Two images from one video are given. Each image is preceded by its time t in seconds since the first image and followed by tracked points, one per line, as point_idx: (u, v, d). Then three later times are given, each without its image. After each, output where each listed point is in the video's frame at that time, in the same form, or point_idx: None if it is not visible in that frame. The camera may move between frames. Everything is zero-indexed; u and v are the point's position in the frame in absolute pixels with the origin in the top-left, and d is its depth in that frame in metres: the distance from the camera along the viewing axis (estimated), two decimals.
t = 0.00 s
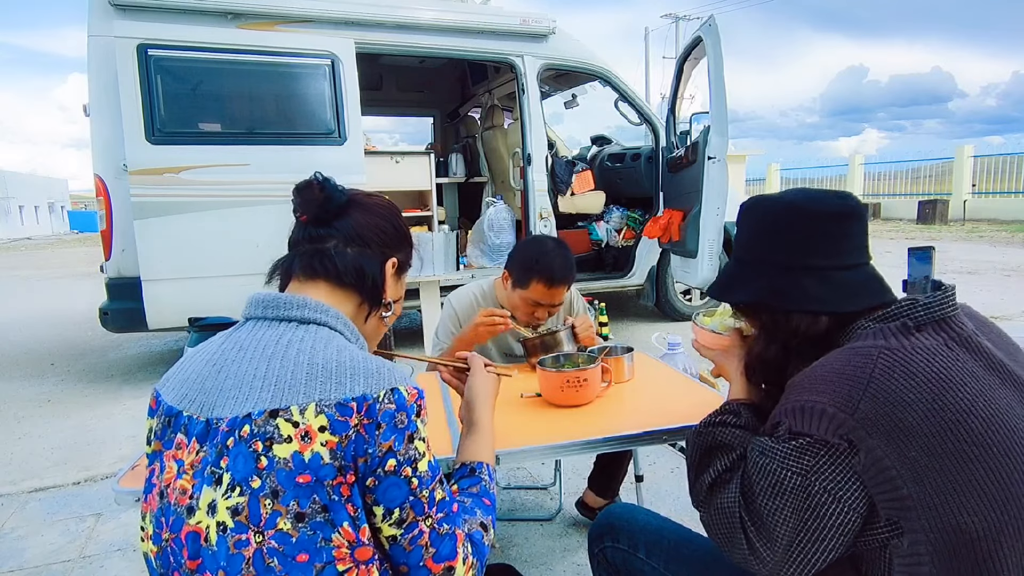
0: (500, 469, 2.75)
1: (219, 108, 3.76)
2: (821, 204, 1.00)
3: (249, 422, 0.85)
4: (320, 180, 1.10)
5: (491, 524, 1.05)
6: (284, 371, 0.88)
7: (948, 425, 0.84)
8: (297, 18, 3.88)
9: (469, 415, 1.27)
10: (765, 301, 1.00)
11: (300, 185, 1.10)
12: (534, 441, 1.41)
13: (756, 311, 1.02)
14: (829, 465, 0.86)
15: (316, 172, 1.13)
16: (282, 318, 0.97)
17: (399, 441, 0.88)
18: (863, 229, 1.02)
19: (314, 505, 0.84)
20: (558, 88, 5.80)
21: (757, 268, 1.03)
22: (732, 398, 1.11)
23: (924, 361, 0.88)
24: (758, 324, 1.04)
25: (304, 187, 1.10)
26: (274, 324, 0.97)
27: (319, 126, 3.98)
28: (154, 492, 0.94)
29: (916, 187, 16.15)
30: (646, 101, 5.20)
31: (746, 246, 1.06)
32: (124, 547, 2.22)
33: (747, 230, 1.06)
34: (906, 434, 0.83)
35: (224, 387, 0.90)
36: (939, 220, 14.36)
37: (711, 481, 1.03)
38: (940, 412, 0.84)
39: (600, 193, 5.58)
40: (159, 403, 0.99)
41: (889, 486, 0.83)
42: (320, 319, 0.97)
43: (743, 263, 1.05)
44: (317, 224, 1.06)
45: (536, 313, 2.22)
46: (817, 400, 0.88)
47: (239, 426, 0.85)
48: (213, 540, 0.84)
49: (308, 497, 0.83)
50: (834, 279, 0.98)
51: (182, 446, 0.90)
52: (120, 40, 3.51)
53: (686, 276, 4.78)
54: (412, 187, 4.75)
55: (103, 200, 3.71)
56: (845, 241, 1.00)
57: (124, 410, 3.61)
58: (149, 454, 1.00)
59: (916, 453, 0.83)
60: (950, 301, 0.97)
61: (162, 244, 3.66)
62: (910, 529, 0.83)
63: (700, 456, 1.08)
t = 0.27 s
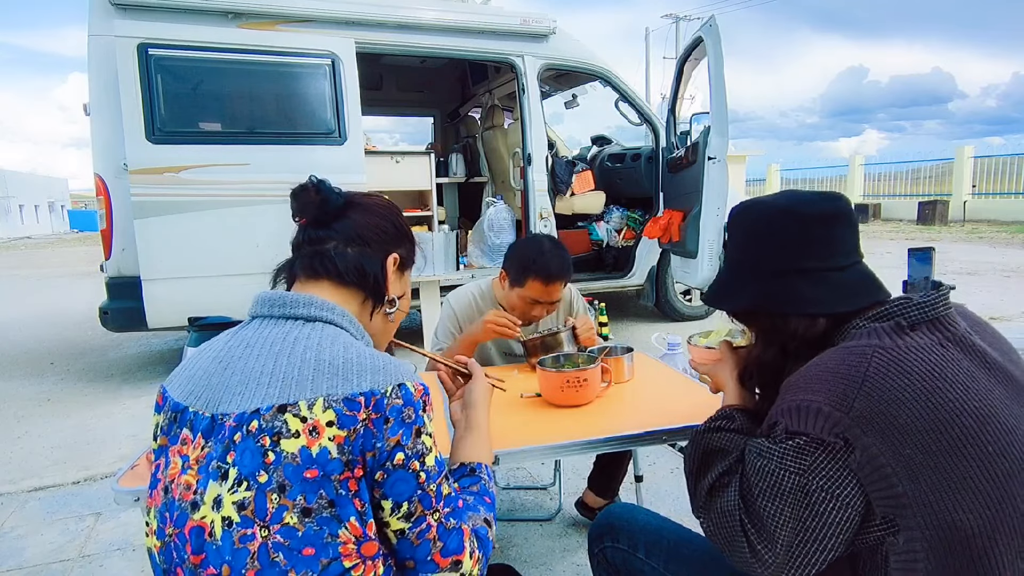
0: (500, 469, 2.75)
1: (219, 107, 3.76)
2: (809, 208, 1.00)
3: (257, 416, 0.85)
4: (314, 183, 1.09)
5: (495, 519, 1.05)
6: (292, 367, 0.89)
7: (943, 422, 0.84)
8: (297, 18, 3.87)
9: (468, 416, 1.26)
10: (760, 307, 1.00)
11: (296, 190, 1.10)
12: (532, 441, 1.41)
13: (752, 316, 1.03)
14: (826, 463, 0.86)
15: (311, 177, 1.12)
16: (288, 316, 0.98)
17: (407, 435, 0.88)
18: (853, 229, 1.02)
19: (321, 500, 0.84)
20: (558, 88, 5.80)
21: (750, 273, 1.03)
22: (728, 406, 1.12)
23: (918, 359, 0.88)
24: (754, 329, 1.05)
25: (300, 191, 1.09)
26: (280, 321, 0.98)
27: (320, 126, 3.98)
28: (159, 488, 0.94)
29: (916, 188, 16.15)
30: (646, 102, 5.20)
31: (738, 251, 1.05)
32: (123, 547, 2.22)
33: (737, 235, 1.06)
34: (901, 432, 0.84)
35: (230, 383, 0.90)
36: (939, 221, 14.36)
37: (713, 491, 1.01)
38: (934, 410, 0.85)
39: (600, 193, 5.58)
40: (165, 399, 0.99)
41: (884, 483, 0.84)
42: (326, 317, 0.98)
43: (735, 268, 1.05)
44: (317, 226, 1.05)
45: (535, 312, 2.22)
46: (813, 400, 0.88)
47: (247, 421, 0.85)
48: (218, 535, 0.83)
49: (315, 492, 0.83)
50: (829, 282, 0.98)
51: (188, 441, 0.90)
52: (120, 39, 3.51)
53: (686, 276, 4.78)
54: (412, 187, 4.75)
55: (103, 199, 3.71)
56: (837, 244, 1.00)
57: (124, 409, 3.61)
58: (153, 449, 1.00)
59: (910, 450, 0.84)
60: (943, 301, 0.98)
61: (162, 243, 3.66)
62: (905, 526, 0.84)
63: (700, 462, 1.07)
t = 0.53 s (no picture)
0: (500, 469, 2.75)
1: (219, 107, 3.76)
2: (800, 211, 1.00)
3: (268, 414, 0.85)
4: (325, 179, 1.06)
5: (497, 528, 1.05)
6: (301, 365, 0.89)
7: (929, 418, 0.84)
8: (297, 18, 3.87)
9: (483, 425, 1.26)
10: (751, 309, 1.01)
11: (307, 186, 1.07)
12: (534, 442, 1.41)
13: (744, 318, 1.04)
14: (812, 460, 0.86)
15: (323, 172, 1.09)
16: (295, 315, 0.98)
17: (413, 432, 0.88)
18: (842, 231, 1.02)
19: (329, 497, 0.84)
20: (558, 88, 5.80)
21: (741, 276, 1.03)
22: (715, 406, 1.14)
23: (902, 357, 0.89)
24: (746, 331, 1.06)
25: (310, 187, 1.06)
26: (287, 320, 0.98)
27: (320, 126, 3.98)
28: (164, 485, 0.94)
29: (916, 188, 16.15)
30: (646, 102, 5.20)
31: (729, 253, 1.06)
32: (123, 547, 2.22)
33: (730, 235, 1.06)
34: (888, 429, 0.84)
35: (239, 380, 0.90)
36: (939, 221, 14.36)
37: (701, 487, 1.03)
38: (920, 406, 0.85)
39: (600, 193, 5.58)
40: (171, 397, 0.98)
41: (872, 481, 0.83)
42: (333, 316, 0.98)
43: (727, 269, 1.06)
44: (322, 224, 1.04)
45: (531, 304, 2.22)
46: (799, 397, 0.88)
47: (257, 418, 0.85)
48: (226, 531, 0.83)
49: (324, 489, 0.84)
50: (819, 284, 0.99)
51: (195, 438, 0.90)
52: (120, 39, 3.51)
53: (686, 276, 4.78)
54: (412, 187, 4.75)
55: (103, 199, 3.71)
56: (828, 246, 1.00)
57: (124, 409, 3.61)
58: (158, 447, 1.00)
59: (897, 447, 0.83)
60: (924, 299, 0.99)
61: (162, 243, 3.66)
62: (895, 523, 0.83)
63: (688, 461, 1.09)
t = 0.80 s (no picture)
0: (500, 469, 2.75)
1: (219, 107, 3.76)
2: (818, 206, 1.03)
3: (269, 417, 0.84)
4: (334, 174, 1.06)
5: (496, 530, 1.06)
6: (303, 368, 0.88)
7: (915, 411, 0.88)
8: (297, 18, 3.87)
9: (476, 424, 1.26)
10: (753, 298, 1.07)
11: (312, 179, 1.07)
12: (535, 442, 1.41)
13: (747, 305, 1.10)
14: (798, 449, 0.90)
15: (329, 167, 1.09)
16: (298, 316, 0.97)
17: (414, 439, 0.89)
18: (858, 230, 1.05)
19: (329, 502, 0.84)
20: (558, 88, 5.80)
21: (749, 263, 1.07)
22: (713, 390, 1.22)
23: (891, 352, 0.92)
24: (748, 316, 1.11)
25: (316, 181, 1.06)
26: (290, 321, 0.97)
27: (320, 126, 3.98)
28: (165, 484, 0.94)
29: (917, 188, 16.15)
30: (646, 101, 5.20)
31: (740, 240, 1.09)
32: (123, 547, 2.22)
33: (743, 223, 1.10)
34: (874, 420, 0.88)
35: (240, 382, 0.90)
36: (939, 221, 14.36)
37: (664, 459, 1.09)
38: (906, 399, 0.89)
39: (600, 193, 5.58)
40: (172, 397, 0.98)
41: (857, 470, 0.87)
42: (335, 318, 0.98)
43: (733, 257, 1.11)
44: (329, 220, 1.04)
45: (529, 298, 2.22)
46: (787, 387, 0.92)
47: (258, 421, 0.84)
48: (226, 533, 0.83)
49: (324, 494, 0.83)
50: (823, 281, 1.03)
51: (196, 438, 0.89)
52: (120, 39, 3.51)
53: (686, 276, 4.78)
54: (412, 187, 4.75)
55: (103, 199, 3.71)
56: (841, 243, 1.03)
57: (124, 409, 3.61)
58: (160, 446, 1.00)
59: (883, 437, 0.87)
60: (920, 298, 1.03)
61: (162, 244, 3.66)
62: (884, 512, 0.87)
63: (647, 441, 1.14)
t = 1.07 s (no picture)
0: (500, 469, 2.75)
1: (220, 108, 3.76)
2: (847, 201, 1.00)
3: (265, 420, 0.84)
4: (333, 174, 1.05)
5: (494, 532, 1.06)
6: (300, 371, 0.88)
7: (921, 406, 0.88)
8: (297, 18, 3.87)
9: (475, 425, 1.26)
10: (773, 289, 1.05)
11: (312, 178, 1.06)
12: (535, 442, 1.41)
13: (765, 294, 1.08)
14: (800, 438, 0.90)
15: (329, 165, 1.08)
16: (296, 317, 0.98)
17: (412, 442, 0.88)
18: (884, 226, 1.03)
19: (327, 505, 0.84)
20: (558, 88, 5.80)
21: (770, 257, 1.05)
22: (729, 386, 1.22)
23: (901, 348, 0.92)
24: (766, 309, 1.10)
25: (316, 180, 1.05)
26: (288, 322, 0.98)
27: (320, 126, 3.98)
28: (164, 487, 0.94)
29: (917, 187, 16.15)
30: (646, 101, 5.20)
31: (762, 227, 1.06)
32: (124, 547, 2.22)
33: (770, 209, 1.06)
34: (879, 410, 0.88)
35: (237, 384, 0.90)
36: (939, 221, 14.36)
37: (658, 427, 1.12)
38: (914, 394, 0.89)
39: (600, 193, 5.58)
40: (171, 398, 0.98)
41: (862, 462, 0.87)
42: (333, 320, 0.98)
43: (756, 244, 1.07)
44: (328, 220, 1.04)
45: (529, 296, 2.23)
46: (789, 370, 0.93)
47: (254, 424, 0.84)
48: (224, 537, 0.83)
49: (321, 497, 0.83)
50: (847, 276, 1.01)
51: (194, 441, 0.90)
52: (120, 39, 3.51)
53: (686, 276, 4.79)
54: (412, 187, 4.75)
55: (103, 199, 3.71)
56: (867, 239, 1.01)
57: (124, 409, 3.61)
58: (159, 447, 1.00)
59: (886, 429, 0.87)
60: (937, 299, 1.02)
61: (162, 244, 3.66)
62: (886, 506, 0.86)
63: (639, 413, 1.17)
